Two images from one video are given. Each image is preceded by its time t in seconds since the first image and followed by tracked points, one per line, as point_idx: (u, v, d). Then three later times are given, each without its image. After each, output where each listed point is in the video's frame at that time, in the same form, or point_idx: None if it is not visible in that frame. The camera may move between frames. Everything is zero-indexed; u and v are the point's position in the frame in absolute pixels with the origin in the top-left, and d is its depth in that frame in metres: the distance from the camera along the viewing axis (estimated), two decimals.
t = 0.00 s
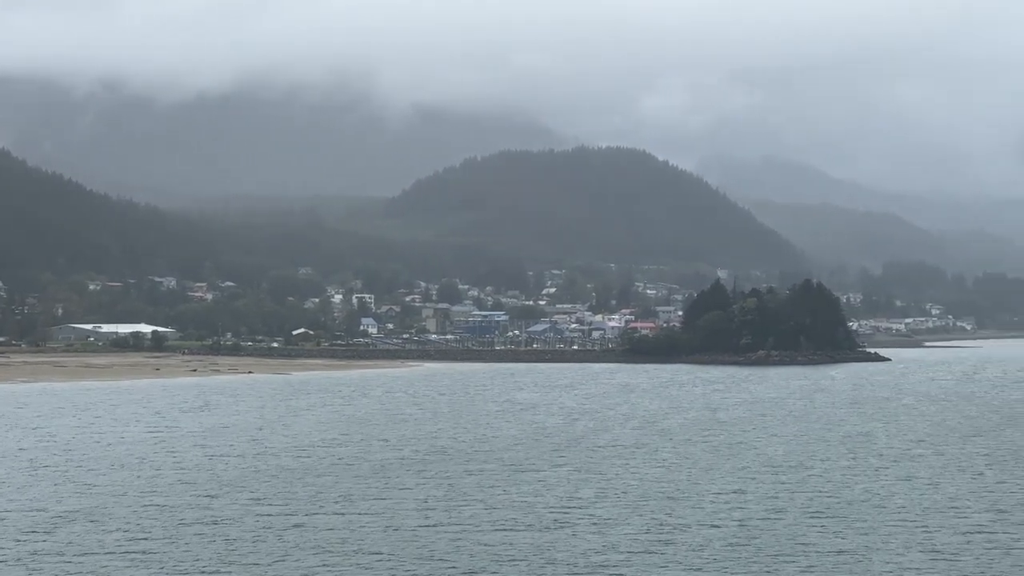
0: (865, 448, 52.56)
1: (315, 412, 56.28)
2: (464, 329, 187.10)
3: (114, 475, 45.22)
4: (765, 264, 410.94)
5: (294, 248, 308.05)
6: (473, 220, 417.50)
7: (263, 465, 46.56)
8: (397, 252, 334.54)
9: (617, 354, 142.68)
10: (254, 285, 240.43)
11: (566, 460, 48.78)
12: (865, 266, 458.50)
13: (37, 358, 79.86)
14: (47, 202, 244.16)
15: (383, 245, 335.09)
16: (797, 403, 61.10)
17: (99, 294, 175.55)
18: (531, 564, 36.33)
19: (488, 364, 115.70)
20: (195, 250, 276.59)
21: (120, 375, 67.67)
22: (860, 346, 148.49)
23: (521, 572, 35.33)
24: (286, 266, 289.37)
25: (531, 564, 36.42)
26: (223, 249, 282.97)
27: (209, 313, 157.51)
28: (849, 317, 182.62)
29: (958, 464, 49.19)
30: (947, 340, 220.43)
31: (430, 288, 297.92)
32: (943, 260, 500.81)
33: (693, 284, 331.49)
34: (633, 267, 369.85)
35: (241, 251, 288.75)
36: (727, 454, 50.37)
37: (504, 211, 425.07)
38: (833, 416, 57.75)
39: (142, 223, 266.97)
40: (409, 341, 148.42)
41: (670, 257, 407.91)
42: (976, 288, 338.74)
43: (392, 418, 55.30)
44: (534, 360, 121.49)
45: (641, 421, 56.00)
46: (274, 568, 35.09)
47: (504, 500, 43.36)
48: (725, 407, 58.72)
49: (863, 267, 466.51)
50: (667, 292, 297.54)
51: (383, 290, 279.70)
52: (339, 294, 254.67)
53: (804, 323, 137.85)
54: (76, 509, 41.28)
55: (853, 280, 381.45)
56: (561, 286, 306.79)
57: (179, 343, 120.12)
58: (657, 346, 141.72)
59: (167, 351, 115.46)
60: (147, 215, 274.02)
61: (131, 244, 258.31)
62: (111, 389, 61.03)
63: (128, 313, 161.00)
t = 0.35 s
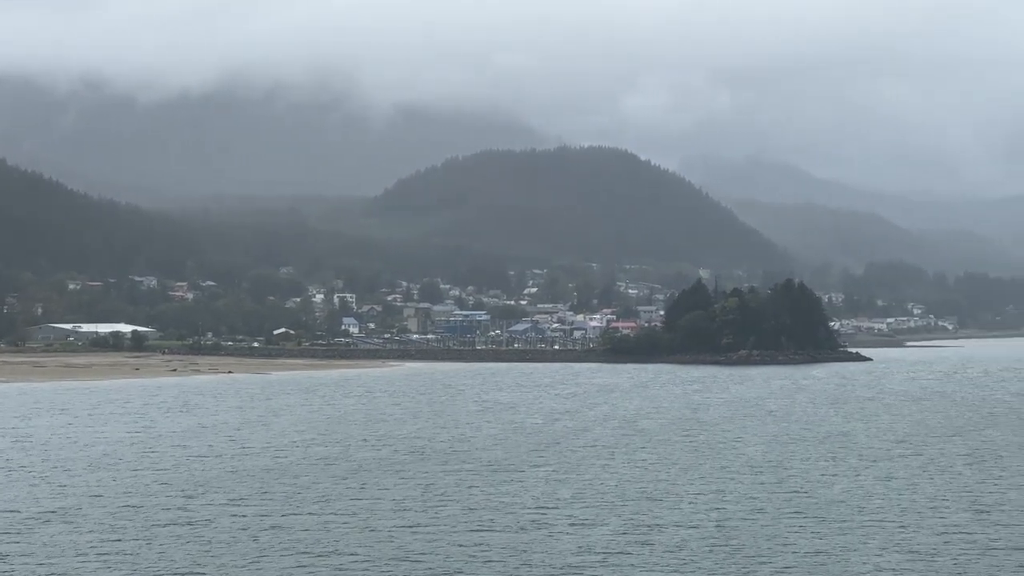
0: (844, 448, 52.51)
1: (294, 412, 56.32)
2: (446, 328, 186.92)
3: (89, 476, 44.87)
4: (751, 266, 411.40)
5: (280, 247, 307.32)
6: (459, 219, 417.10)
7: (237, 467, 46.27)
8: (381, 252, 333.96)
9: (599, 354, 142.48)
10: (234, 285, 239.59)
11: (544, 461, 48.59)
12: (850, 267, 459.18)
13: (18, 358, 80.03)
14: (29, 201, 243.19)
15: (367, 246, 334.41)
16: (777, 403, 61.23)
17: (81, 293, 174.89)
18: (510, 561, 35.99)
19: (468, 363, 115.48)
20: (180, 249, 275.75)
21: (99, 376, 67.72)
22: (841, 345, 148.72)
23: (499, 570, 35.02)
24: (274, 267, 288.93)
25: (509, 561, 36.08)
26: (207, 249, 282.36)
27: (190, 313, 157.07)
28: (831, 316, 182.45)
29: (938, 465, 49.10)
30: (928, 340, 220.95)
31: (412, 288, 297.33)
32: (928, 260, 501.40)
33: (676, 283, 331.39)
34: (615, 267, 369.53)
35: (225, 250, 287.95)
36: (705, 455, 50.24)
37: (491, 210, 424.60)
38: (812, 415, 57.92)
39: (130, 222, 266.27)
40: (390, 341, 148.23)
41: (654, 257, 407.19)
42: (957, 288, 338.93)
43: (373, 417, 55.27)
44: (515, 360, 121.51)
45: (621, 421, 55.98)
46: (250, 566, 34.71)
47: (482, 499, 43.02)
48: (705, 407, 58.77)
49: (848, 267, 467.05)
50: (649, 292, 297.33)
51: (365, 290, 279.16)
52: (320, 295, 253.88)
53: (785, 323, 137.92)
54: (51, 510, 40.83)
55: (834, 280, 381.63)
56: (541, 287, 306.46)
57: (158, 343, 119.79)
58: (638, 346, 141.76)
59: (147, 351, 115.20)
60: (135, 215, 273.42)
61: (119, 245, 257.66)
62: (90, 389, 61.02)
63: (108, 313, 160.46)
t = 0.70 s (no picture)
0: (826, 448, 52.46)
1: (275, 413, 56.33)
2: (431, 327, 186.85)
3: (67, 476, 44.56)
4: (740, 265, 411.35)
5: (268, 247, 306.88)
6: (448, 218, 416.67)
7: (217, 468, 46.07)
8: (369, 252, 333.65)
9: (583, 353, 142.32)
10: (218, 284, 239.08)
11: (525, 461, 48.50)
12: (838, 268, 459.48)
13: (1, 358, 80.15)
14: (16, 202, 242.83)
15: (354, 247, 334.01)
16: (759, 403, 61.27)
17: (65, 293, 174.64)
18: (488, 561, 35.81)
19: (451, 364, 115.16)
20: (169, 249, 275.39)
21: (80, 377, 67.85)
22: (825, 345, 148.89)
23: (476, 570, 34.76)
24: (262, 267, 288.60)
25: (487, 561, 35.93)
26: (194, 249, 282.04)
27: (173, 313, 156.81)
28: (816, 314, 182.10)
29: (921, 464, 49.08)
30: (914, 339, 221.19)
31: (396, 288, 297.02)
32: (917, 260, 501.59)
33: (660, 283, 331.47)
34: (599, 267, 369.28)
35: (213, 250, 287.58)
36: (687, 455, 50.17)
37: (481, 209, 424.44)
38: (794, 416, 57.87)
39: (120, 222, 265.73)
40: (374, 341, 148.11)
41: (643, 257, 406.99)
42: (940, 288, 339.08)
43: (354, 418, 55.23)
44: (498, 360, 121.50)
45: (602, 421, 55.97)
46: (227, 566, 34.41)
47: (462, 500, 42.85)
48: (686, 407, 58.78)
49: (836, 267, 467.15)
50: (633, 292, 297.32)
51: (349, 290, 278.91)
52: (303, 294, 253.46)
53: (769, 322, 137.87)
54: (29, 508, 40.47)
55: (819, 280, 381.81)
56: (525, 287, 306.14)
57: (141, 343, 119.75)
58: (621, 345, 141.85)
59: (130, 351, 115.16)
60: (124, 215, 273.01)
61: (107, 246, 257.32)
62: (69, 390, 61.04)
63: (92, 313, 160.10)
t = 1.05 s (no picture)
0: (812, 447, 52.35)
1: (258, 413, 56.38)
2: (419, 326, 186.86)
3: (49, 476, 44.45)
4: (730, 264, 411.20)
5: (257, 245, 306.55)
6: (438, 216, 416.42)
7: (200, 469, 45.98)
8: (358, 251, 333.36)
9: (571, 351, 142.26)
10: (205, 283, 239.02)
11: (509, 460, 48.39)
12: (829, 267, 459.56)
13: None
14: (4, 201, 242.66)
15: (344, 246, 333.68)
16: (745, 403, 61.32)
17: (53, 292, 174.76)
18: (471, 562, 35.64)
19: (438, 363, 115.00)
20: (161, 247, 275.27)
21: (64, 378, 68.19)
22: (814, 344, 148.99)
23: (455, 571, 34.73)
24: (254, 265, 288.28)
25: (470, 562, 35.77)
26: (185, 246, 282.06)
27: (159, 312, 156.94)
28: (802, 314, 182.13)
29: (907, 463, 49.08)
30: (902, 338, 221.34)
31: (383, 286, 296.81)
32: (908, 259, 501.88)
33: (648, 281, 331.56)
34: (587, 266, 369.41)
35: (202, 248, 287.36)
36: (673, 454, 50.15)
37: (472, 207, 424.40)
38: (780, 416, 57.87)
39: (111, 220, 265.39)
40: (360, 339, 148.15)
41: (634, 255, 406.69)
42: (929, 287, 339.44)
43: (340, 418, 55.22)
44: (485, 359, 121.60)
45: (587, 421, 55.99)
46: (206, 567, 34.32)
47: (447, 500, 42.78)
48: (672, 407, 58.81)
49: (827, 266, 467.53)
50: (620, 290, 297.46)
51: (335, 289, 278.88)
52: (289, 293, 253.24)
53: (757, 320, 137.78)
54: (9, 509, 40.34)
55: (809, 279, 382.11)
56: (512, 285, 305.99)
57: (128, 341, 119.86)
58: (610, 344, 142.15)
59: (116, 349, 115.39)
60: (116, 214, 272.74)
61: (98, 245, 256.96)
62: (52, 392, 61.11)
63: (78, 310, 160.08)
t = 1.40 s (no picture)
0: (802, 446, 52.26)
1: (247, 412, 56.29)
2: (410, 324, 186.87)
3: (36, 476, 44.32)
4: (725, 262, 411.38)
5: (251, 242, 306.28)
6: (434, 214, 416.07)
7: (188, 468, 45.87)
8: (351, 250, 333.25)
9: (563, 349, 142.25)
10: (197, 282, 238.89)
11: (497, 459, 48.27)
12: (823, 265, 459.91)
13: None
14: None
15: (338, 244, 333.55)
16: (734, 401, 61.29)
17: (42, 290, 174.63)
18: (455, 560, 35.53)
19: (428, 361, 115.05)
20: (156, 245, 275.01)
21: (51, 377, 68.31)
22: (805, 341, 149.17)
23: (440, 570, 34.60)
24: (250, 263, 288.55)
25: (455, 560, 35.67)
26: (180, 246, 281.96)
27: (149, 310, 156.82)
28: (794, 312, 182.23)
29: (895, 461, 49.01)
30: (894, 336, 221.70)
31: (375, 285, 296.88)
32: (902, 258, 502.62)
33: (638, 279, 331.72)
34: (581, 264, 369.46)
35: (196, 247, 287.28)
36: (661, 453, 50.06)
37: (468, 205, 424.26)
38: (769, 414, 57.88)
39: (107, 219, 265.43)
40: (351, 338, 148.16)
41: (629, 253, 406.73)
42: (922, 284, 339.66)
43: (328, 417, 55.17)
44: (476, 357, 121.77)
45: (576, 419, 55.99)
46: (189, 566, 34.18)
47: (433, 499, 42.71)
48: (661, 406, 58.79)
49: (822, 264, 468.03)
50: (613, 288, 297.60)
51: (327, 289, 278.90)
52: (281, 291, 253.19)
53: (748, 318, 137.76)
54: None
55: (803, 276, 382.20)
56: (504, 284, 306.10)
57: (118, 339, 119.90)
58: (601, 342, 142.09)
59: (106, 347, 115.50)
60: (112, 212, 272.90)
61: (93, 243, 257.06)
62: (38, 392, 61.16)
63: (69, 309, 159.99)
